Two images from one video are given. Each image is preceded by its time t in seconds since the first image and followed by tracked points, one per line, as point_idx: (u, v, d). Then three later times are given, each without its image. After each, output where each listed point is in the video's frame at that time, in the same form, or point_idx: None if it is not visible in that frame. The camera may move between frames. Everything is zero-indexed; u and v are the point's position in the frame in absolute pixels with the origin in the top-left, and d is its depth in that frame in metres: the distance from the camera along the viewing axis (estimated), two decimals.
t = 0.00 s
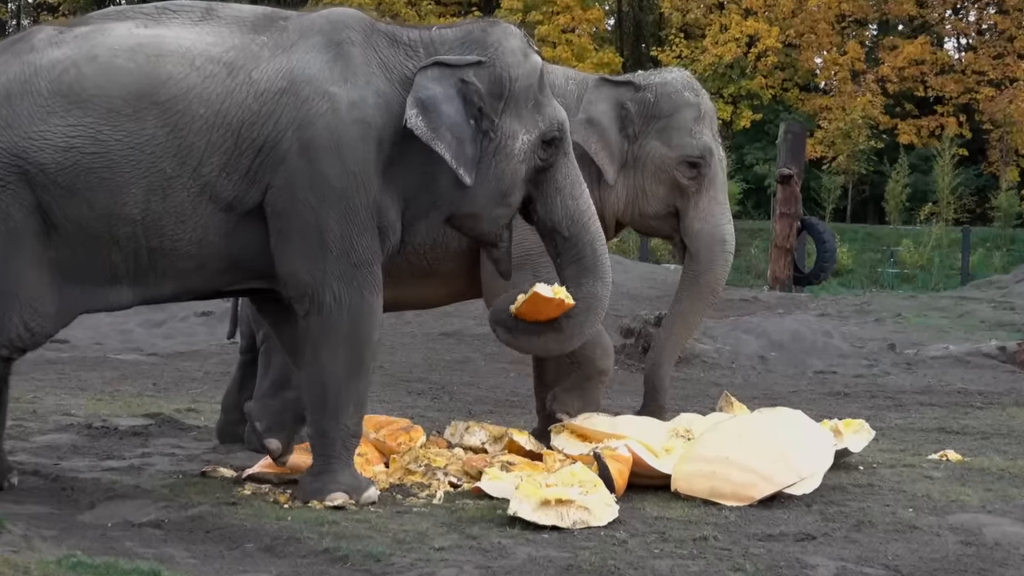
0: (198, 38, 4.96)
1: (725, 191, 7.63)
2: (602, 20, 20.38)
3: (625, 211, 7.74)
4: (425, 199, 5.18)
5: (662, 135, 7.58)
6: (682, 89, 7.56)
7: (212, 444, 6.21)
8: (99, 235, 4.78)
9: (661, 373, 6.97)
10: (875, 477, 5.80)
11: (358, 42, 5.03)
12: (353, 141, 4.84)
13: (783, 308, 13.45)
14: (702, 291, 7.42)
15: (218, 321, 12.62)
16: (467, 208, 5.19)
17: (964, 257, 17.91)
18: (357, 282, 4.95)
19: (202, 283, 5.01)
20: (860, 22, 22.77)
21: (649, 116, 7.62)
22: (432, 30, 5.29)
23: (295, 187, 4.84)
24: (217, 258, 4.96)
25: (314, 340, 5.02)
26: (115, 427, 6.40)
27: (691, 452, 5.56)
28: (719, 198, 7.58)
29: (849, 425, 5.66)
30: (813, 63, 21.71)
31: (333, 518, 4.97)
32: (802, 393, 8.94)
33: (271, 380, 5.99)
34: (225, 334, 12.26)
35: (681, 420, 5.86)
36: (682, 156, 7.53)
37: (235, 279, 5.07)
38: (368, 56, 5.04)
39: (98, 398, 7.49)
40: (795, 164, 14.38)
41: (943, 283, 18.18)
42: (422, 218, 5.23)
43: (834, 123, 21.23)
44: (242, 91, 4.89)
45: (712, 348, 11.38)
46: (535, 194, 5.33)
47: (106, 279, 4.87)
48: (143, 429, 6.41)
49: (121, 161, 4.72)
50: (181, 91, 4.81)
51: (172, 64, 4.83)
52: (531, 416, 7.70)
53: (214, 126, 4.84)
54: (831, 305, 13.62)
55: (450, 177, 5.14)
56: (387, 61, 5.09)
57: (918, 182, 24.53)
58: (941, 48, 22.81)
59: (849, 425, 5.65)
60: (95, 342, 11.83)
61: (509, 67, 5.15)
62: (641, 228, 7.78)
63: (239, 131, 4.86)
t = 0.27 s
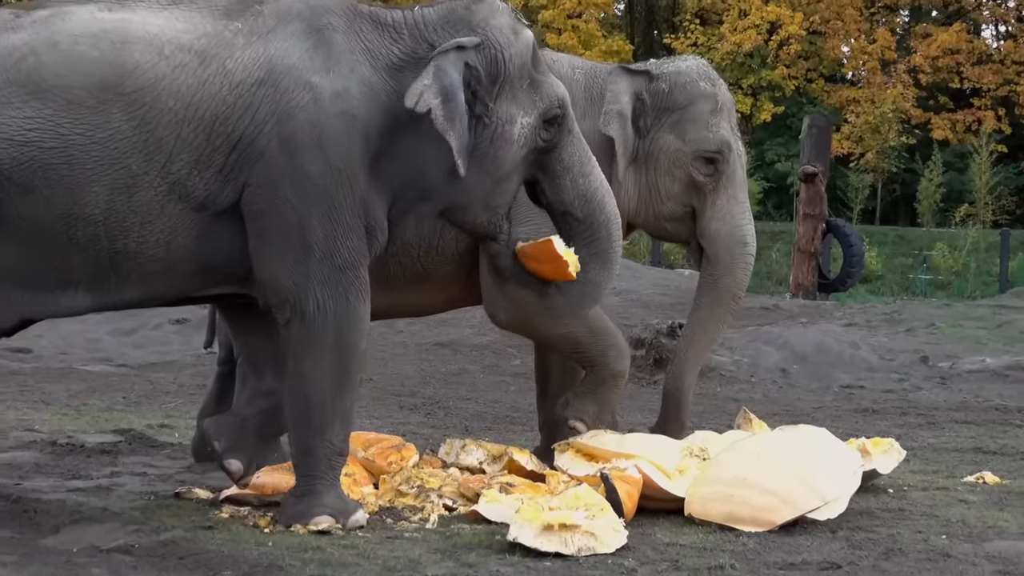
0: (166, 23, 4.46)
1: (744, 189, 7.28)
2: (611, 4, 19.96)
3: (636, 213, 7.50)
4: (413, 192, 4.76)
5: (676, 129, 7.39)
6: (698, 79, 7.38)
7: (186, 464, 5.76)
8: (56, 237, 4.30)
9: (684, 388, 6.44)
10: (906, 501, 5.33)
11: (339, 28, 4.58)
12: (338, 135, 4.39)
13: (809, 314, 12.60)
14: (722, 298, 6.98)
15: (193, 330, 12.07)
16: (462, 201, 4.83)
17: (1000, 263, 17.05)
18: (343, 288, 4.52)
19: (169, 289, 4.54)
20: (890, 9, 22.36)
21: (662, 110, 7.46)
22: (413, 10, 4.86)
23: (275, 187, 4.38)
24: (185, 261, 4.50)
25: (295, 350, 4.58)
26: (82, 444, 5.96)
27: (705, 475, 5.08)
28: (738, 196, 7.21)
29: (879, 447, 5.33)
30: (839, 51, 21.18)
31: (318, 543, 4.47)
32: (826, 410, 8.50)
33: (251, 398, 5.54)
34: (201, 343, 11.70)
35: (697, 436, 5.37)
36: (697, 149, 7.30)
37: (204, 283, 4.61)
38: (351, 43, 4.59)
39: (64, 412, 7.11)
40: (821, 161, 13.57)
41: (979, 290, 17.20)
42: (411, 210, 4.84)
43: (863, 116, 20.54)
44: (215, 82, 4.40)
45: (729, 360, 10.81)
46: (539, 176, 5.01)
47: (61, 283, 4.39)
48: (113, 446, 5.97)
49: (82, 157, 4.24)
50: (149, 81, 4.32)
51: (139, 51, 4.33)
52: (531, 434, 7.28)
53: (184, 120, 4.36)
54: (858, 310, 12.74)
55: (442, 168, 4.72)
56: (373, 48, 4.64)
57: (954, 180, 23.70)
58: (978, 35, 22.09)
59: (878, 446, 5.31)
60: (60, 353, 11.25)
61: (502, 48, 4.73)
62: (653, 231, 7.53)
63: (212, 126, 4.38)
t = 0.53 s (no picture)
0: (128, 5, 4.08)
1: (768, 182, 6.36)
2: None
3: (641, 212, 6.40)
4: (396, 186, 4.26)
5: (689, 118, 6.37)
6: (715, 63, 6.32)
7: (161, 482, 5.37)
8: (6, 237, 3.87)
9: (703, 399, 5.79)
10: (939, 522, 4.93)
11: (316, 9, 4.15)
12: (317, 126, 4.00)
13: (834, 321, 12.03)
14: (746, 301, 6.20)
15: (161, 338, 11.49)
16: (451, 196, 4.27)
17: None
18: (324, 292, 4.14)
19: (130, 292, 4.15)
20: None
21: (672, 96, 6.41)
22: None
23: (250, 182, 4.01)
24: (147, 262, 4.12)
25: (272, 359, 4.17)
26: (48, 461, 5.57)
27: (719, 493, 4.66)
28: (763, 190, 6.31)
29: (910, 463, 4.96)
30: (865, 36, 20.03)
31: (302, 568, 4.05)
32: (855, 425, 8.15)
33: (237, 394, 5.08)
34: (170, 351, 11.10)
35: (710, 454, 4.96)
36: (716, 140, 6.30)
37: (165, 286, 4.23)
38: (329, 26, 4.14)
39: (26, 427, 6.82)
40: (846, 154, 13.48)
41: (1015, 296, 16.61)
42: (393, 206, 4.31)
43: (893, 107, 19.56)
44: (182, 69, 4.03)
45: (747, 371, 10.07)
46: (537, 162, 4.42)
47: (7, 286, 3.94)
48: (80, 463, 5.58)
49: (37, 150, 3.85)
50: (110, 67, 3.94)
51: (98, 35, 3.95)
52: (532, 449, 6.95)
53: (148, 110, 3.98)
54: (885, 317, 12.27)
55: (431, 160, 4.22)
56: (353, 31, 4.17)
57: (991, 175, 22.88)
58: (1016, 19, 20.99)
59: (909, 462, 4.94)
60: (21, 362, 10.70)
61: (489, 29, 4.23)
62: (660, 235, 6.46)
63: (178, 115, 4.01)
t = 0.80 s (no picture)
0: None
1: (786, 179, 6.01)
2: None
3: (657, 212, 6.04)
4: (380, 185, 3.99)
5: (700, 112, 6.02)
6: (729, 53, 6.00)
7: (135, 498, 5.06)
8: None
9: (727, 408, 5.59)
10: (968, 546, 4.62)
11: None
12: (297, 120, 3.66)
13: (855, 330, 11.51)
14: (764, 306, 5.89)
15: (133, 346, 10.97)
16: (433, 202, 4.08)
17: None
18: (305, 297, 3.81)
19: (92, 293, 3.82)
20: None
21: (682, 88, 6.08)
22: None
23: (224, 178, 3.68)
24: (111, 260, 3.79)
25: (246, 368, 3.83)
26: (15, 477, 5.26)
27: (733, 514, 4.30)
28: (781, 188, 5.96)
29: (935, 483, 4.66)
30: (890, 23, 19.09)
31: None
32: (876, 442, 7.86)
33: (183, 406, 4.45)
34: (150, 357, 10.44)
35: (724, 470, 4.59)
36: (732, 136, 5.94)
37: (130, 287, 3.88)
38: (309, 12, 3.82)
39: None
40: (869, 150, 13.16)
41: None
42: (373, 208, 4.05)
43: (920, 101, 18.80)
44: (152, 53, 3.69)
45: (762, 384, 9.47)
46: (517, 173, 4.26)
47: None
48: (49, 479, 5.27)
49: None
50: (73, 51, 3.62)
51: (62, 14, 3.65)
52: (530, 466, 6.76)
53: (115, 96, 3.65)
54: (913, 325, 11.69)
55: (414, 161, 3.97)
56: (333, 18, 3.85)
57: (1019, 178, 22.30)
58: None
59: (935, 482, 4.64)
60: None
61: (482, 26, 3.99)
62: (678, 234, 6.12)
63: (146, 103, 3.68)
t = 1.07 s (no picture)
0: None
1: (792, 182, 5.97)
2: None
3: (662, 215, 5.97)
4: (365, 195, 3.95)
5: (705, 113, 5.95)
6: (733, 53, 5.92)
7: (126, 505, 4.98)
8: None
9: (731, 416, 5.52)
10: (972, 556, 4.54)
11: None
12: (286, 122, 3.62)
13: (860, 338, 11.44)
14: (770, 313, 5.83)
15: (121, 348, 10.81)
16: (415, 211, 4.00)
17: None
18: (296, 300, 3.75)
19: (70, 293, 3.72)
20: None
21: (687, 87, 6.00)
22: None
23: (213, 178, 3.61)
24: (92, 260, 3.69)
25: (236, 372, 3.77)
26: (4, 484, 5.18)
27: (735, 523, 4.20)
28: (787, 192, 5.92)
29: (939, 492, 4.60)
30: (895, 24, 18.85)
31: None
32: (879, 450, 7.77)
33: (150, 430, 4.18)
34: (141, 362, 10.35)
35: (725, 478, 4.48)
36: (735, 137, 5.89)
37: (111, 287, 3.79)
38: (299, 13, 3.76)
39: None
40: (875, 152, 13.07)
41: None
42: (359, 218, 4.00)
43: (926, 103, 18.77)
44: (138, 49, 3.58)
45: (765, 391, 9.38)
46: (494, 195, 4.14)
47: None
48: (38, 486, 5.19)
49: None
50: (59, 46, 3.51)
51: (45, 7, 3.52)
52: (527, 473, 6.72)
53: (100, 93, 3.54)
54: (918, 332, 11.63)
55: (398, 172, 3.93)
56: (322, 19, 3.80)
57: None
58: None
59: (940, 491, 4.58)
60: None
61: (474, 38, 3.91)
62: (686, 237, 6.05)
63: (132, 100, 3.57)
